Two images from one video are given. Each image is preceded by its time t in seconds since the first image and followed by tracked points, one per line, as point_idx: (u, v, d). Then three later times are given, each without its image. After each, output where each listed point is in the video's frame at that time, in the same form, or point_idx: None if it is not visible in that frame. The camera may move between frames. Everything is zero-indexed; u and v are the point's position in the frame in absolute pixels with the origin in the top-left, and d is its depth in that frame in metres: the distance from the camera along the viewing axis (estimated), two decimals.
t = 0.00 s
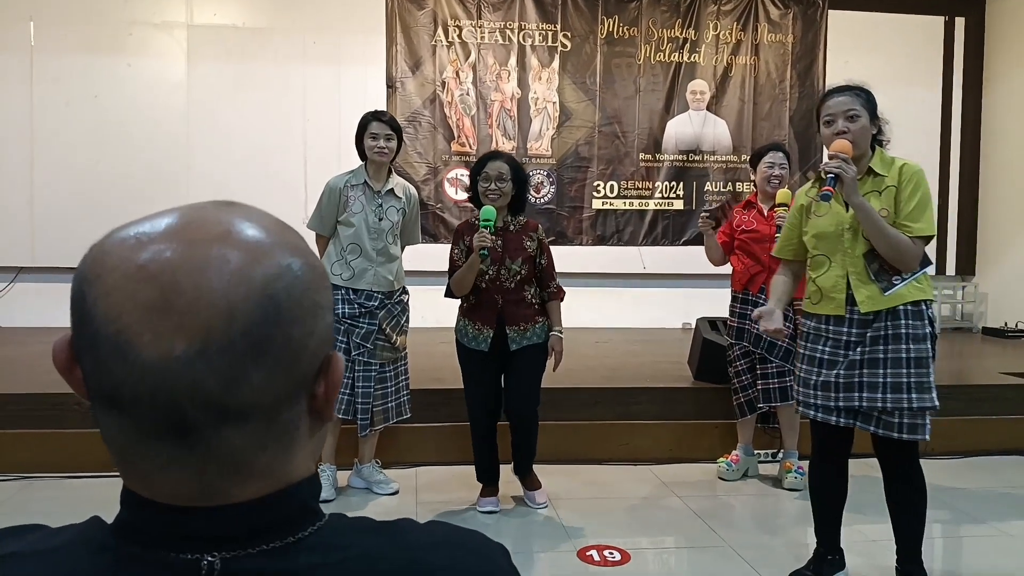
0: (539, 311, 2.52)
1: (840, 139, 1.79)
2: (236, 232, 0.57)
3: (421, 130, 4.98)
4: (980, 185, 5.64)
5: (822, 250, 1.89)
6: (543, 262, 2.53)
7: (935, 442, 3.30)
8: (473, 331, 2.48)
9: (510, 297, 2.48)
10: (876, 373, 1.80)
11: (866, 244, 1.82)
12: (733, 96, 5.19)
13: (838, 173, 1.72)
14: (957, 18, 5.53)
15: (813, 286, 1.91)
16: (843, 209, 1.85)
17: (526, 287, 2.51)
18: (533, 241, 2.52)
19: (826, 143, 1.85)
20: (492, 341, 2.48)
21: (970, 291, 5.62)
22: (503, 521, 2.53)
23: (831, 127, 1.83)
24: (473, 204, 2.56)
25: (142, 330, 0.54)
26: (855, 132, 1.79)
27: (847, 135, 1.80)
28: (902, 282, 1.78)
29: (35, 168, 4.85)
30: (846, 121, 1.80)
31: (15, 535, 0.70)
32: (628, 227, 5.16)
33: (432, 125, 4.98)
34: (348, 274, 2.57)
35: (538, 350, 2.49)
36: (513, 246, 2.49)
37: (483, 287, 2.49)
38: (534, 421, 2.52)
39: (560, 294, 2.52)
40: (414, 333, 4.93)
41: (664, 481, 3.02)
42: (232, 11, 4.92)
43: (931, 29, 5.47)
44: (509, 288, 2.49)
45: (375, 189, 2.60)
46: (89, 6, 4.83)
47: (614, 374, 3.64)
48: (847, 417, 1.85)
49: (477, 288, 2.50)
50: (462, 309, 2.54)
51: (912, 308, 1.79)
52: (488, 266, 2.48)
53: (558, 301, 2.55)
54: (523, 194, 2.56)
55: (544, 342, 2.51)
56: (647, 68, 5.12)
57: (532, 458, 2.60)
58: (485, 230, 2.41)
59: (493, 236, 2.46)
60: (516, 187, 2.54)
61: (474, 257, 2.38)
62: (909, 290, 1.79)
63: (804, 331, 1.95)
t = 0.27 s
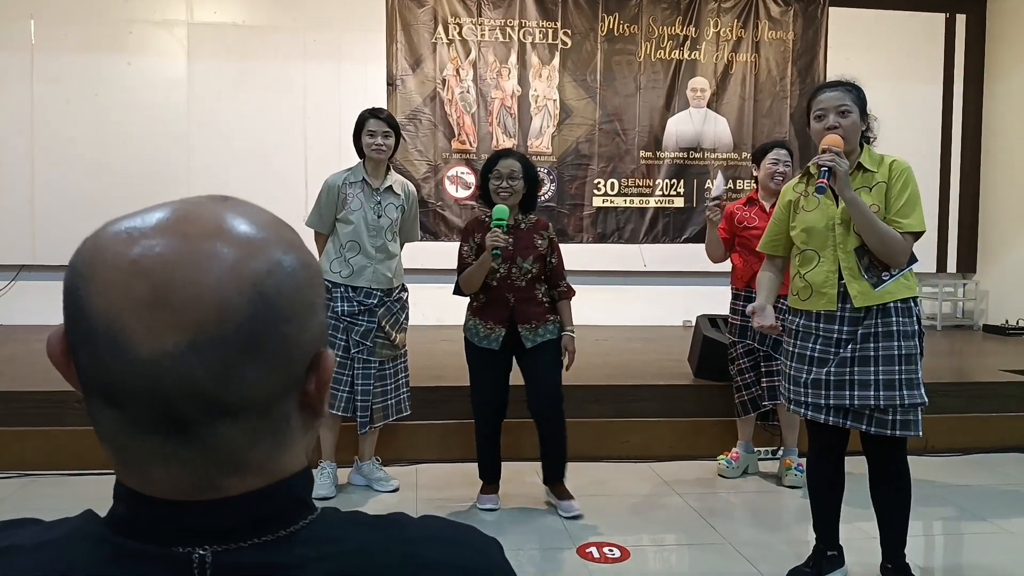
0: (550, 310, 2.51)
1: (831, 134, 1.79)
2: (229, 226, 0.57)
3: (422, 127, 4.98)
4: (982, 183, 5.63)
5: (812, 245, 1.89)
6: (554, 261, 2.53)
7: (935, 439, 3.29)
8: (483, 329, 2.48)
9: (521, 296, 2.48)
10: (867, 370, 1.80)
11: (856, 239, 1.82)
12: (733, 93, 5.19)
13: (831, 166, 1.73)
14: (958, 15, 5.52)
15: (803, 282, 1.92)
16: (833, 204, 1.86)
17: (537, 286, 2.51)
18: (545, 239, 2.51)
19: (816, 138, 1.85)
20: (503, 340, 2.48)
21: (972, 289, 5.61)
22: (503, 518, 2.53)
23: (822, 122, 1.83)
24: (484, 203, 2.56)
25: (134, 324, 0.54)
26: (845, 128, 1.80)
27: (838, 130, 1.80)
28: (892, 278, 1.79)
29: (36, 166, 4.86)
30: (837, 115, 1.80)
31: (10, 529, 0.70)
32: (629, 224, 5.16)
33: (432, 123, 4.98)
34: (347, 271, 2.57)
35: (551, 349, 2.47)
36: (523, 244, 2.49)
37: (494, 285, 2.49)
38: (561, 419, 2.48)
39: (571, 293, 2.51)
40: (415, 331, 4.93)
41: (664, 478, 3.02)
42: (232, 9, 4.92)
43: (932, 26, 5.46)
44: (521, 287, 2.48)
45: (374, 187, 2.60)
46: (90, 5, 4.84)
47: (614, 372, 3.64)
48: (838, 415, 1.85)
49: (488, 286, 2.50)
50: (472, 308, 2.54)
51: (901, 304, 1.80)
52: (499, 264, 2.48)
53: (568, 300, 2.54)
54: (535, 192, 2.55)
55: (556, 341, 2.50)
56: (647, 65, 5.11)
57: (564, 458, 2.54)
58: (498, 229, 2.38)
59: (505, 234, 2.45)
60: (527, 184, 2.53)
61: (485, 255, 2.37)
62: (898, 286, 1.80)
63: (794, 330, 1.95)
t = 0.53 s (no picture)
0: (573, 308, 2.51)
1: (824, 132, 1.79)
2: (226, 223, 0.57)
3: (421, 125, 4.98)
4: (982, 181, 5.62)
5: (805, 243, 1.89)
6: (578, 258, 2.53)
7: (934, 437, 3.30)
8: (507, 327, 2.47)
9: (547, 293, 2.47)
10: (862, 369, 1.81)
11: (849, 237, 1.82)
12: (733, 91, 5.18)
13: (825, 164, 1.73)
14: (958, 13, 5.52)
15: (797, 280, 1.92)
16: (826, 201, 1.86)
17: (560, 283, 2.51)
18: (568, 236, 2.51)
19: (809, 135, 1.84)
20: (527, 338, 2.48)
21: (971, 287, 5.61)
22: (502, 516, 2.55)
23: (815, 120, 1.83)
24: (507, 199, 2.56)
25: (128, 317, 0.55)
26: (837, 125, 1.80)
27: (831, 127, 1.80)
28: (886, 275, 1.80)
29: (35, 165, 4.86)
30: (831, 113, 1.80)
31: (6, 523, 0.70)
32: (628, 222, 5.16)
33: (431, 121, 4.99)
34: (347, 270, 2.57)
35: (573, 347, 2.47)
36: (548, 241, 2.48)
37: (519, 282, 2.48)
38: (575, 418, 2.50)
39: (594, 289, 2.53)
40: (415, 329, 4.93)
41: (663, 475, 3.02)
42: (232, 7, 4.92)
43: (933, 23, 5.46)
44: (546, 284, 2.48)
45: (373, 184, 2.60)
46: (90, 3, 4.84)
47: (613, 369, 3.65)
48: (834, 414, 1.85)
49: (513, 284, 2.49)
50: (494, 305, 2.53)
51: (896, 302, 1.81)
52: (525, 262, 2.47)
53: (590, 296, 2.55)
54: (558, 188, 2.54)
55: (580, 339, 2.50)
56: (647, 63, 5.11)
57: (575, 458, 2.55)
58: (522, 225, 2.37)
59: (529, 231, 2.44)
60: (550, 180, 2.52)
61: (510, 252, 2.37)
62: (893, 284, 1.81)
63: (788, 330, 1.95)
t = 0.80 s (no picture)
0: (590, 308, 2.52)
1: (821, 132, 1.80)
2: (223, 235, 0.58)
3: (421, 124, 4.99)
4: (982, 181, 5.62)
5: (803, 243, 1.90)
6: (594, 257, 2.55)
7: (933, 437, 3.30)
8: (524, 328, 2.46)
9: (564, 294, 2.47)
10: (860, 369, 1.81)
11: (846, 237, 1.83)
12: (733, 91, 5.19)
13: (821, 164, 1.73)
14: (959, 12, 5.52)
15: (795, 281, 1.92)
16: (823, 202, 1.87)
17: (577, 283, 2.52)
18: (584, 236, 2.52)
19: (807, 135, 1.85)
20: (544, 339, 2.47)
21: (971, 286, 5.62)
22: (501, 515, 2.55)
23: (812, 119, 1.83)
24: (523, 198, 2.55)
25: (124, 326, 0.55)
26: (834, 125, 1.81)
27: (829, 127, 1.81)
28: (884, 276, 1.80)
29: (36, 164, 4.87)
30: (828, 112, 1.80)
31: (5, 520, 0.71)
32: (628, 222, 5.17)
33: (432, 120, 4.99)
34: (355, 270, 2.57)
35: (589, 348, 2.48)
36: (565, 242, 2.49)
37: (537, 283, 2.47)
38: (579, 421, 2.49)
39: (611, 290, 2.53)
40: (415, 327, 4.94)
41: (661, 474, 3.03)
42: (232, 6, 4.92)
43: (933, 23, 5.46)
44: (564, 285, 2.48)
45: (378, 185, 2.61)
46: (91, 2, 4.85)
47: (612, 369, 3.65)
48: (832, 414, 1.86)
49: (531, 284, 2.48)
50: (510, 305, 2.51)
51: (894, 302, 1.81)
52: (542, 263, 2.47)
53: (607, 296, 2.56)
54: (574, 187, 2.54)
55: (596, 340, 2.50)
56: (647, 63, 5.11)
57: (576, 459, 2.55)
58: (539, 227, 2.37)
59: (548, 232, 2.44)
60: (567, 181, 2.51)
61: (528, 253, 2.36)
62: (891, 284, 1.81)
63: (787, 329, 1.95)
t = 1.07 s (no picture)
0: (589, 309, 2.50)
1: (814, 128, 1.81)
2: (190, 242, 0.58)
3: (410, 123, 4.98)
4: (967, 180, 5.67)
5: (790, 241, 1.91)
6: (593, 257, 2.52)
7: (917, 434, 3.33)
8: (524, 328, 2.42)
9: (565, 295, 2.44)
10: (845, 368, 1.83)
11: (833, 236, 1.84)
12: (721, 90, 5.21)
13: (808, 161, 1.75)
14: (945, 13, 5.56)
15: (783, 279, 1.93)
16: (813, 200, 1.87)
17: (577, 284, 2.49)
18: (584, 236, 2.49)
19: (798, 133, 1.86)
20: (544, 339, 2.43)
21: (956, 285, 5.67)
22: (488, 514, 2.55)
23: (806, 116, 1.85)
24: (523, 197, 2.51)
25: (89, 335, 0.55)
26: (826, 123, 1.82)
27: (820, 124, 1.82)
28: (871, 275, 1.81)
29: (34, 165, 4.83)
30: (820, 110, 1.81)
31: None
32: (616, 221, 5.18)
33: (420, 119, 4.99)
34: (359, 271, 2.57)
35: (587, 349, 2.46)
36: (566, 242, 2.45)
37: (538, 283, 2.43)
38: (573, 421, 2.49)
39: (608, 289, 2.51)
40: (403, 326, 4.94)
41: (649, 472, 3.04)
42: (220, 3, 4.89)
43: (919, 23, 5.50)
44: (564, 286, 2.45)
45: (375, 184, 2.61)
46: None
47: (600, 367, 3.66)
48: (817, 412, 1.87)
49: (531, 285, 2.43)
50: (510, 305, 2.47)
51: (880, 302, 1.81)
52: (542, 263, 2.43)
53: (606, 297, 2.54)
54: (574, 186, 2.50)
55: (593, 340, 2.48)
56: (635, 62, 5.12)
57: (568, 458, 2.55)
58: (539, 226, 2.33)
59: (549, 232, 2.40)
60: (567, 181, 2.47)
61: (528, 254, 2.32)
62: (877, 283, 1.81)
63: (775, 327, 1.97)
